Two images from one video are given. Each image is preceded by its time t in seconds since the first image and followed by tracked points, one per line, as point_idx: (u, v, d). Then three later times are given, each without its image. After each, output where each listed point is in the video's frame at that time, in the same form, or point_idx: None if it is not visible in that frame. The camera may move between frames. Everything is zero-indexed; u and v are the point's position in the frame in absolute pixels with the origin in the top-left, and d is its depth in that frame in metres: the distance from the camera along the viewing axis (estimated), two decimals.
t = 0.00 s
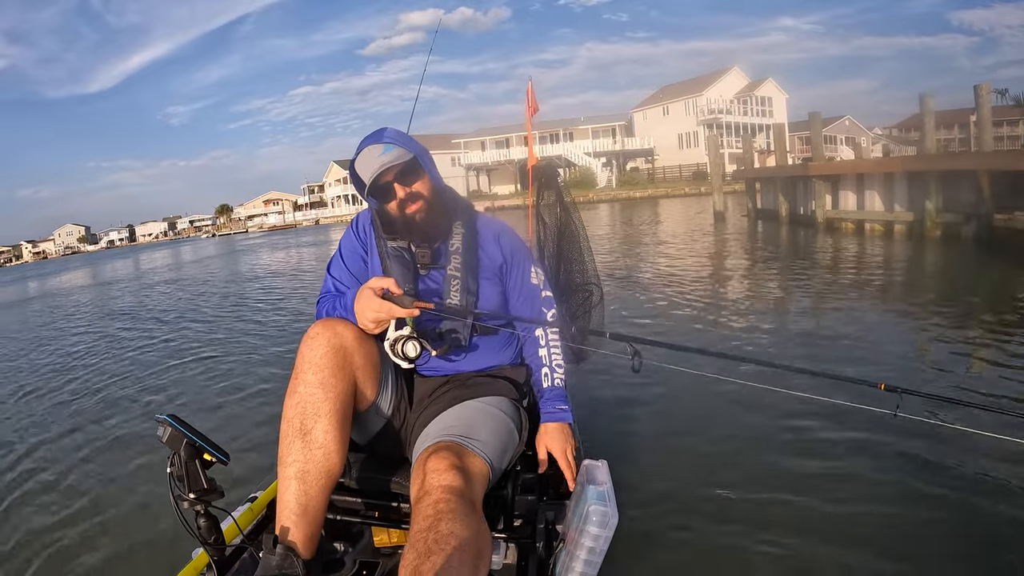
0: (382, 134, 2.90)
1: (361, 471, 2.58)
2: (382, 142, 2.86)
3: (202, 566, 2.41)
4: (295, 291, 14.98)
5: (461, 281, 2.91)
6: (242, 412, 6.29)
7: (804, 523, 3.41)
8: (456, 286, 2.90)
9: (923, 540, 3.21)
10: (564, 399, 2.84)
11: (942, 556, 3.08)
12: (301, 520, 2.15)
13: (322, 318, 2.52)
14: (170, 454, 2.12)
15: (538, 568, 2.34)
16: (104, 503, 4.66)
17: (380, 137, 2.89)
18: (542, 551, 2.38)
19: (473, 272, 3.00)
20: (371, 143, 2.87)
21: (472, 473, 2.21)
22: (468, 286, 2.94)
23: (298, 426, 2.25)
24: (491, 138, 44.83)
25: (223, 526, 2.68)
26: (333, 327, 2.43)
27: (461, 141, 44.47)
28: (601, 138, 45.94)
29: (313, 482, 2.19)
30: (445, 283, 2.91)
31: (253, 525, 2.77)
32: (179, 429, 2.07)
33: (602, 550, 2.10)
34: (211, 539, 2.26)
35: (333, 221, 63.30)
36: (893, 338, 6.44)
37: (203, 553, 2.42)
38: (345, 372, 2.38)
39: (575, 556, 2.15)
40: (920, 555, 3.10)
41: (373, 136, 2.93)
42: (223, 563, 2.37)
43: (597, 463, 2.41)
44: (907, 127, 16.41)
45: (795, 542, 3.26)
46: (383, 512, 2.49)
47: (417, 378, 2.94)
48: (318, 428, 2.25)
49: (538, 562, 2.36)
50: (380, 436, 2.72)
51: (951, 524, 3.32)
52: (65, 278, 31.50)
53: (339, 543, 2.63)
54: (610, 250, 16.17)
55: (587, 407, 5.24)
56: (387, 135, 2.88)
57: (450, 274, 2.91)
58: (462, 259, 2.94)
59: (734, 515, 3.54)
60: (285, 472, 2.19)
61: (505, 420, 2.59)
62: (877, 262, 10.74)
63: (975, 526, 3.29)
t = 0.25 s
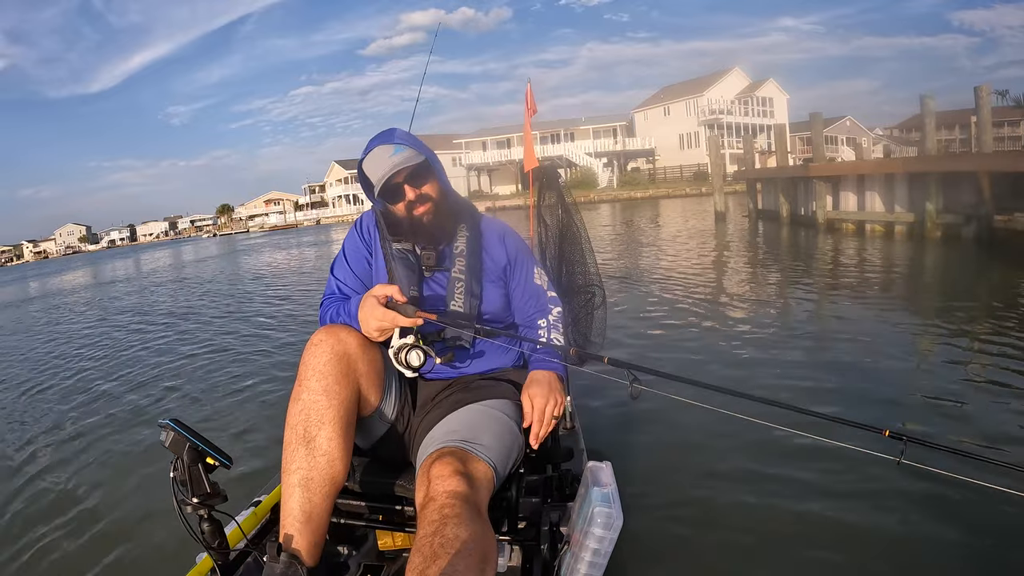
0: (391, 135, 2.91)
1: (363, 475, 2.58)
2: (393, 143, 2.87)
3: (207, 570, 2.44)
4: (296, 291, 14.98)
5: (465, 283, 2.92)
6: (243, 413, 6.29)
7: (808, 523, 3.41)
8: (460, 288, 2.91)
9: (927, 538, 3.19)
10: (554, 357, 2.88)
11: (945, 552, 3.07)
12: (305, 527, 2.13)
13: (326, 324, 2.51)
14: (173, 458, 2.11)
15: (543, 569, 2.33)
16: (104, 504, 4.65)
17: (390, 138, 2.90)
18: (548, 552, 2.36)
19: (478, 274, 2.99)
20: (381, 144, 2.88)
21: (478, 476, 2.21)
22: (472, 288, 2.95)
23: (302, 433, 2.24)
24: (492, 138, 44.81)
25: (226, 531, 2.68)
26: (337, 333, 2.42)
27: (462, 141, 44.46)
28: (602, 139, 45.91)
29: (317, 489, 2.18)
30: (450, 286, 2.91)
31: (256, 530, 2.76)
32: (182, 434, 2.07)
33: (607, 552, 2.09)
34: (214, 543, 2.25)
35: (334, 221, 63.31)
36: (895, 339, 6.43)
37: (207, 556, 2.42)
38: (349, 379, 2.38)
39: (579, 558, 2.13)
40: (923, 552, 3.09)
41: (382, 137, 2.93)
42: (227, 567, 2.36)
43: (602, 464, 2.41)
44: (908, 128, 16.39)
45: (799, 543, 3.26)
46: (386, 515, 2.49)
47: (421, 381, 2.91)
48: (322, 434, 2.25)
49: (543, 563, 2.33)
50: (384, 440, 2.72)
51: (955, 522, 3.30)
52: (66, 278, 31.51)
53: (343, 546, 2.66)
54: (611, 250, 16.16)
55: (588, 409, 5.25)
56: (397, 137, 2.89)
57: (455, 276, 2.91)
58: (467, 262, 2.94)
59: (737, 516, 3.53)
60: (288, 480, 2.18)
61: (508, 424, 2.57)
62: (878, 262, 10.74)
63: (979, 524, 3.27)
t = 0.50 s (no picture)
0: (384, 136, 2.92)
1: (363, 475, 2.59)
2: (384, 143, 2.88)
3: (207, 570, 2.45)
4: (297, 291, 15.00)
5: (461, 282, 2.94)
6: (243, 412, 6.30)
7: (805, 523, 3.42)
8: (456, 288, 2.93)
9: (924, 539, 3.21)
10: (558, 384, 2.80)
11: (942, 554, 3.09)
12: (304, 528, 2.13)
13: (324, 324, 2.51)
14: (173, 458, 2.11)
15: (542, 569, 2.33)
16: (105, 503, 4.67)
17: (382, 139, 2.91)
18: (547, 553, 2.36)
19: (473, 273, 3.00)
20: (373, 145, 2.89)
21: (478, 478, 2.22)
22: (467, 287, 2.96)
23: (301, 434, 2.25)
24: (494, 138, 44.81)
25: (226, 530, 2.69)
26: (335, 334, 2.42)
27: (463, 141, 44.49)
28: (603, 138, 45.88)
29: (316, 489, 2.19)
30: (446, 285, 2.93)
31: (256, 529, 2.77)
32: (183, 433, 2.07)
33: (606, 552, 2.09)
34: (214, 543, 2.25)
35: (336, 221, 63.37)
36: (894, 339, 6.43)
37: (206, 556, 2.43)
38: (348, 380, 2.38)
39: (578, 558, 2.13)
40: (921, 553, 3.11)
41: (375, 137, 2.94)
42: (227, 566, 2.37)
43: (602, 465, 2.43)
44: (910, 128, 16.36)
45: (796, 542, 3.27)
46: (386, 515, 2.50)
47: (419, 380, 2.92)
48: (321, 435, 2.25)
49: (543, 563, 2.34)
50: (383, 440, 2.72)
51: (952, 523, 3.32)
52: (67, 277, 31.53)
53: (343, 546, 2.66)
54: (612, 250, 16.15)
55: (589, 409, 5.26)
56: (389, 137, 2.90)
57: (450, 275, 2.93)
58: (462, 261, 2.94)
59: (735, 516, 3.54)
60: (288, 480, 2.18)
61: (509, 424, 2.59)
62: (879, 263, 10.74)
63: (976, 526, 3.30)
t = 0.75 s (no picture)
0: (384, 137, 2.92)
1: (366, 474, 2.60)
2: (385, 145, 2.88)
3: (210, 570, 2.46)
4: (297, 290, 15.00)
5: (463, 282, 2.93)
6: (244, 411, 6.31)
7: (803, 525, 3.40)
8: (458, 288, 2.92)
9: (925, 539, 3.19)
10: (559, 398, 2.91)
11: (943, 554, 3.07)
12: (306, 530, 2.14)
13: (326, 326, 2.52)
14: (176, 458, 2.11)
15: (544, 569, 2.33)
16: (107, 502, 4.67)
17: (382, 140, 2.91)
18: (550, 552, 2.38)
19: (475, 273, 2.99)
20: (373, 146, 2.90)
21: (480, 478, 2.22)
22: (470, 288, 2.95)
23: (303, 436, 2.25)
24: (495, 138, 44.80)
25: (229, 530, 2.70)
26: (337, 336, 2.42)
27: (464, 141, 44.51)
28: (604, 139, 45.88)
29: (318, 492, 2.19)
30: (447, 285, 2.93)
31: (259, 529, 2.78)
32: (185, 433, 2.07)
33: (608, 551, 2.09)
34: (217, 543, 2.26)
35: (337, 221, 63.39)
36: (895, 339, 6.43)
37: (210, 556, 2.44)
38: (349, 382, 2.39)
39: (581, 557, 2.13)
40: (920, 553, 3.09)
41: (375, 139, 2.94)
42: (231, 566, 2.38)
43: (605, 465, 2.43)
44: (911, 128, 16.35)
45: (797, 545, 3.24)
46: (388, 515, 2.50)
47: (421, 381, 2.92)
48: (323, 437, 2.26)
49: (545, 563, 2.35)
50: (385, 440, 2.73)
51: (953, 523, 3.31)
52: (68, 277, 31.53)
53: (345, 546, 2.67)
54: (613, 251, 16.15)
55: (590, 410, 5.26)
56: (389, 138, 2.90)
57: (452, 275, 2.93)
58: (464, 262, 2.94)
59: (735, 516, 3.53)
60: (290, 482, 2.19)
61: (512, 424, 2.59)
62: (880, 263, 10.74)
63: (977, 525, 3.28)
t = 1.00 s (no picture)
0: (384, 137, 2.92)
1: (366, 474, 2.60)
2: (385, 145, 2.89)
3: (210, 570, 2.47)
4: (298, 290, 15.02)
5: (463, 282, 2.93)
6: (244, 411, 6.32)
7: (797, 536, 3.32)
8: (458, 288, 2.92)
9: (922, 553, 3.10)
10: (560, 404, 2.86)
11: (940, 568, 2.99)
12: (306, 531, 2.14)
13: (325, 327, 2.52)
14: (175, 458, 2.12)
15: (545, 569, 2.33)
16: (107, 501, 4.68)
17: (382, 140, 2.91)
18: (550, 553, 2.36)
19: (475, 273, 2.99)
20: (374, 147, 2.90)
21: (481, 478, 2.22)
22: (470, 288, 2.95)
23: (302, 437, 2.26)
24: (496, 137, 44.81)
25: (230, 530, 2.71)
26: (336, 336, 2.43)
27: (465, 141, 44.56)
28: (605, 139, 45.89)
29: (318, 492, 2.19)
30: (447, 285, 2.93)
31: (260, 529, 2.78)
32: (185, 434, 2.07)
33: (609, 551, 2.09)
34: (218, 543, 2.26)
35: (337, 221, 63.41)
36: (895, 340, 6.43)
37: (210, 556, 2.45)
38: (348, 382, 2.39)
39: (581, 557, 2.13)
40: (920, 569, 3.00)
41: (375, 139, 2.94)
42: (231, 567, 2.38)
43: (604, 465, 2.43)
44: (911, 129, 16.34)
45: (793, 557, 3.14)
46: (389, 515, 2.51)
47: (421, 381, 2.93)
48: (322, 438, 2.26)
49: (546, 563, 2.34)
50: (386, 441, 2.74)
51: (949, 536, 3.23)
52: (68, 276, 31.54)
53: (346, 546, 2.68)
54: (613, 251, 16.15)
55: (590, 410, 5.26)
56: (389, 139, 2.90)
57: (452, 275, 2.93)
58: (464, 262, 2.94)
59: (734, 518, 3.52)
60: (290, 483, 2.20)
61: (511, 425, 2.59)
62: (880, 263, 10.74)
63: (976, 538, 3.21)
